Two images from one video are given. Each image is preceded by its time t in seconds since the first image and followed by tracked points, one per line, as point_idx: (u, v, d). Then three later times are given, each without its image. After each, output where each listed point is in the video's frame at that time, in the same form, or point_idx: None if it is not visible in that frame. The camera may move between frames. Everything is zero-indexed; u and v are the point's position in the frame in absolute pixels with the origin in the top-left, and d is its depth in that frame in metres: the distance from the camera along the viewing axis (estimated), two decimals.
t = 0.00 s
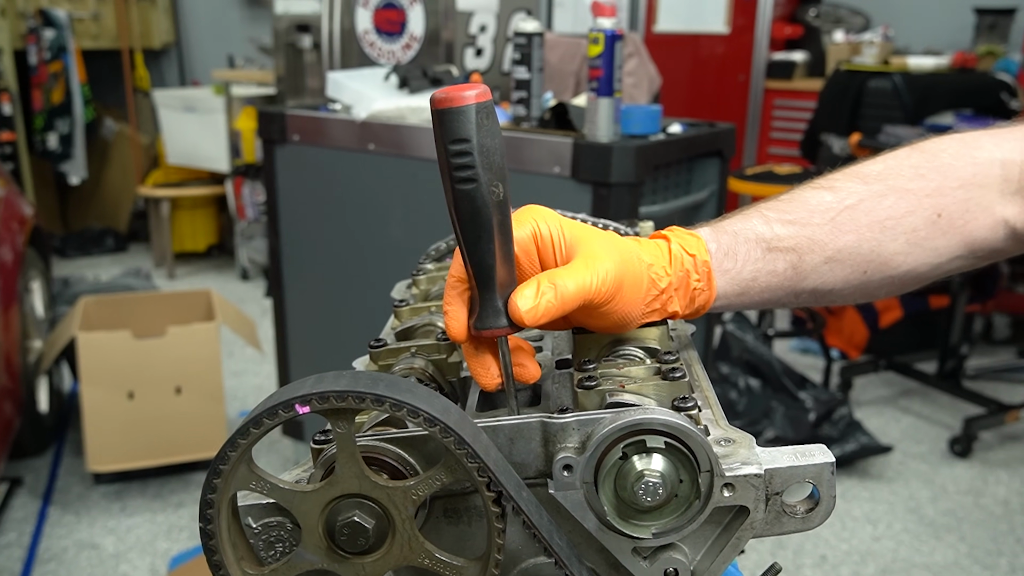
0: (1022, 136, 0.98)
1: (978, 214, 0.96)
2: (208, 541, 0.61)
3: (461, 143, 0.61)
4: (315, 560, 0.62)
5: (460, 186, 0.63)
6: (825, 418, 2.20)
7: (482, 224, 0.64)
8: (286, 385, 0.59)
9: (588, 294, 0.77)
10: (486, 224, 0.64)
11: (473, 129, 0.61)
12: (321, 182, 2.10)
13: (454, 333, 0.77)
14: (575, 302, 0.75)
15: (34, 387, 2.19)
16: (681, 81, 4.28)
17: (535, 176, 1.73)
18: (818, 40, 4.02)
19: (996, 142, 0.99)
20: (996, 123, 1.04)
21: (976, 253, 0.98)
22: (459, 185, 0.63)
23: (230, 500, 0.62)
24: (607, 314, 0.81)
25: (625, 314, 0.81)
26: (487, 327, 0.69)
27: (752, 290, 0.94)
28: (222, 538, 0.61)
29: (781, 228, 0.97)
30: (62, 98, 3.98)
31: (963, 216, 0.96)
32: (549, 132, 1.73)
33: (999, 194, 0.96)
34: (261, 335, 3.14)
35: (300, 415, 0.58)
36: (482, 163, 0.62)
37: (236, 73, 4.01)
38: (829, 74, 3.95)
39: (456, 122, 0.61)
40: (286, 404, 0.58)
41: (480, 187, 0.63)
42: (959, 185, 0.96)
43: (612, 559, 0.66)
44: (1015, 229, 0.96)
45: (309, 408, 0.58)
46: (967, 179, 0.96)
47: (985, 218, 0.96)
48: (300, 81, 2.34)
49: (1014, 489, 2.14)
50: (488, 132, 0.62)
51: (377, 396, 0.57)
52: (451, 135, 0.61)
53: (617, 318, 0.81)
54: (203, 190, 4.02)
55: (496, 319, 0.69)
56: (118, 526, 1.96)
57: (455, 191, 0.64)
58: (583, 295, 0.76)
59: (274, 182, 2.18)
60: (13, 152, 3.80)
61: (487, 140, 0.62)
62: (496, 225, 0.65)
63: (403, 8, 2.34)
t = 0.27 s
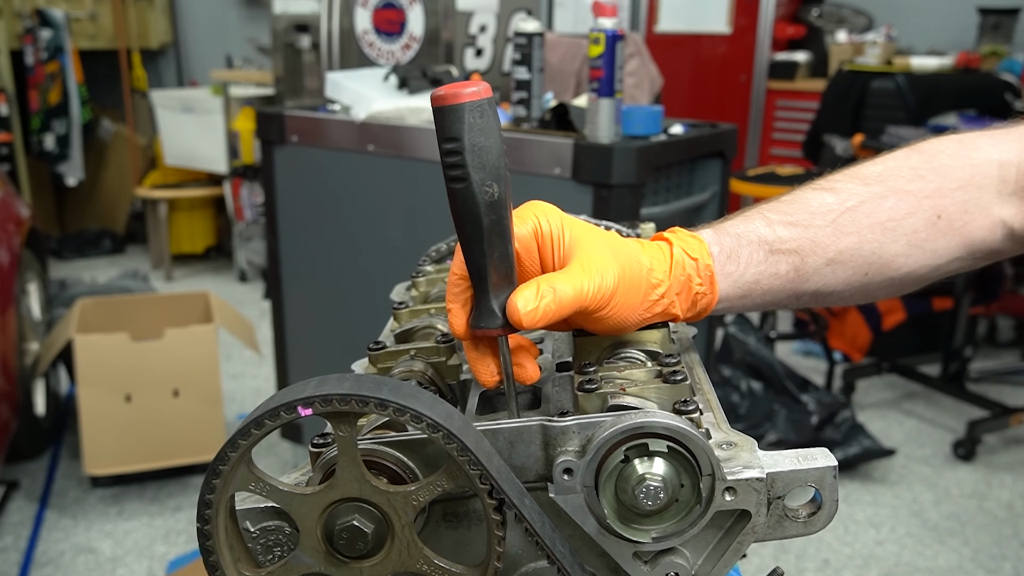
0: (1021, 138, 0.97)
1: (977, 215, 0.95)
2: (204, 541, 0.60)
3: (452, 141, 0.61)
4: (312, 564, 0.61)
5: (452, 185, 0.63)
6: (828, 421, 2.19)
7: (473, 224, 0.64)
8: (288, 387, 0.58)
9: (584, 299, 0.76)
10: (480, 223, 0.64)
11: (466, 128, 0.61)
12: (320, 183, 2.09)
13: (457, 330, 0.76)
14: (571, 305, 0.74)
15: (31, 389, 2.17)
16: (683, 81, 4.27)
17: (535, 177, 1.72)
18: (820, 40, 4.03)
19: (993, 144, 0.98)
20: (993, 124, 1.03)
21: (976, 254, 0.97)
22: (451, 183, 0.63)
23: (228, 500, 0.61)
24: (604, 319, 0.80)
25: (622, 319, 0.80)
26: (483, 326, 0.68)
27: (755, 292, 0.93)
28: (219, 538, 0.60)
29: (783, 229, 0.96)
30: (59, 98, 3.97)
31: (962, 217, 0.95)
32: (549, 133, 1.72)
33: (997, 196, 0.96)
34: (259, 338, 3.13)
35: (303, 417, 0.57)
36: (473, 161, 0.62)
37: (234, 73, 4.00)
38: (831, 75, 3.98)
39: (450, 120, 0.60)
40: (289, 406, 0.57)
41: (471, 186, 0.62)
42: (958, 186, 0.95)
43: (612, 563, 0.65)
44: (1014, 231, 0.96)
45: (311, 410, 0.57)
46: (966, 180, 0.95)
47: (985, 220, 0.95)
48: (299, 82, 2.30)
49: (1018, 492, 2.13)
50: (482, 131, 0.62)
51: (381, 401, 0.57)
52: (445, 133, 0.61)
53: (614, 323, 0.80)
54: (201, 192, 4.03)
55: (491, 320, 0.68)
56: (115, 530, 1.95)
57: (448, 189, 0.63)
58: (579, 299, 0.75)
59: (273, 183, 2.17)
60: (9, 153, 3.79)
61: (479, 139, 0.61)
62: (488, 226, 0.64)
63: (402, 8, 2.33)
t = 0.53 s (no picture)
0: (1020, 141, 0.96)
1: (977, 218, 0.94)
2: (202, 541, 0.59)
3: (450, 140, 0.60)
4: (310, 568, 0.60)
5: (450, 183, 0.62)
6: (830, 424, 2.18)
7: (471, 223, 0.63)
8: (292, 388, 0.57)
9: (583, 301, 0.75)
10: (478, 223, 0.63)
11: (464, 126, 0.60)
12: (318, 185, 2.08)
13: (457, 330, 0.76)
14: (571, 307, 0.73)
15: (27, 392, 2.17)
16: (684, 81, 4.25)
17: (536, 177, 1.71)
18: (822, 41, 4.02)
19: (992, 147, 0.97)
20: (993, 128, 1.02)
21: (976, 257, 0.96)
22: (449, 182, 0.62)
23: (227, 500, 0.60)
24: (604, 322, 0.79)
25: (622, 322, 0.79)
26: (482, 326, 0.67)
27: (757, 294, 0.92)
28: (216, 539, 0.59)
29: (785, 231, 0.95)
30: (56, 99, 3.96)
31: (963, 220, 0.94)
32: (549, 133, 1.71)
33: (997, 199, 0.95)
34: (257, 340, 3.12)
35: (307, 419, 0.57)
36: (471, 160, 0.61)
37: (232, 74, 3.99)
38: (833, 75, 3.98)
39: (448, 118, 0.60)
40: (293, 407, 0.56)
41: (468, 185, 0.62)
42: (959, 189, 0.94)
43: (613, 568, 0.64)
44: (1015, 234, 0.95)
45: (316, 413, 0.56)
46: (967, 183, 0.94)
47: (985, 224, 0.94)
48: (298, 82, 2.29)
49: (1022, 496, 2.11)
50: (481, 129, 0.61)
51: (386, 406, 0.56)
52: (443, 131, 0.60)
53: (614, 325, 0.79)
54: (198, 193, 4.02)
55: (490, 319, 0.67)
56: (112, 533, 1.94)
57: (446, 188, 0.62)
58: (578, 301, 0.74)
59: (271, 184, 2.16)
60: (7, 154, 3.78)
61: (478, 138, 0.61)
62: (486, 225, 0.63)
63: (401, 8, 2.32)
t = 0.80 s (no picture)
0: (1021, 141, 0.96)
1: (979, 219, 0.93)
2: (200, 545, 0.58)
3: (450, 141, 0.59)
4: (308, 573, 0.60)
5: (450, 185, 0.61)
6: (833, 427, 2.17)
7: (471, 225, 0.62)
8: (292, 391, 0.56)
9: (583, 304, 0.74)
10: (478, 226, 0.62)
11: (463, 127, 0.59)
12: (317, 186, 2.07)
13: (456, 332, 0.75)
14: (571, 309, 0.73)
15: (24, 395, 2.16)
16: (685, 82, 4.26)
17: (536, 179, 1.70)
18: (824, 40, 3.99)
19: (994, 147, 0.96)
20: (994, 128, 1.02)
21: (978, 258, 0.95)
22: (449, 183, 0.61)
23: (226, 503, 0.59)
24: (605, 325, 0.78)
25: (623, 325, 0.79)
26: (482, 328, 0.67)
27: (759, 296, 0.91)
28: (215, 542, 0.58)
29: (786, 233, 0.94)
30: (52, 100, 3.95)
31: (964, 221, 0.93)
32: (550, 134, 1.71)
33: (998, 200, 0.94)
34: (255, 342, 3.11)
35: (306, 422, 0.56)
36: (471, 161, 0.60)
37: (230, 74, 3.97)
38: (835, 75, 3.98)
39: (448, 119, 0.59)
40: (292, 410, 0.55)
41: (469, 187, 0.61)
42: (960, 190, 0.94)
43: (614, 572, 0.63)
44: (1016, 235, 0.94)
45: (315, 416, 0.55)
46: (969, 184, 0.94)
47: (986, 225, 0.94)
48: (296, 82, 2.28)
49: None
50: (481, 130, 0.60)
51: (386, 409, 0.55)
52: (442, 132, 0.59)
53: (615, 329, 0.78)
54: (196, 195, 4.00)
55: (490, 321, 0.66)
56: (109, 537, 1.92)
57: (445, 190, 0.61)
58: (578, 304, 0.73)
59: (270, 185, 2.16)
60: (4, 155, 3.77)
61: (478, 138, 0.60)
62: (486, 227, 0.62)
63: (401, 7, 2.31)
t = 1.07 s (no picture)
0: None
1: (982, 221, 0.93)
2: (197, 548, 0.57)
3: (450, 141, 0.58)
4: None
5: (450, 186, 0.60)
6: (835, 430, 2.16)
7: (471, 226, 0.61)
8: (291, 393, 0.55)
9: (584, 306, 0.73)
10: (477, 228, 0.61)
11: (463, 127, 0.58)
12: (316, 187, 2.06)
13: (457, 335, 0.75)
14: (572, 312, 0.72)
15: (21, 398, 2.15)
16: (687, 84, 4.25)
17: (537, 180, 1.69)
18: (827, 41, 3.98)
19: (997, 149, 0.95)
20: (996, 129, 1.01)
21: (980, 260, 0.94)
22: (449, 184, 0.60)
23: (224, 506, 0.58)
24: (606, 328, 0.77)
25: (624, 328, 0.77)
26: (482, 330, 0.66)
27: (761, 299, 0.89)
28: (212, 545, 0.57)
29: (788, 235, 0.93)
30: (49, 100, 3.94)
31: (967, 223, 0.93)
32: (550, 135, 1.70)
33: (1002, 202, 0.93)
34: (253, 345, 3.10)
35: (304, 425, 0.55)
36: (471, 162, 0.59)
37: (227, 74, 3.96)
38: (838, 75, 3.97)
39: (448, 119, 0.58)
40: (291, 413, 0.54)
41: (469, 188, 0.60)
42: (962, 192, 0.93)
43: None
44: (1018, 237, 0.93)
45: (314, 418, 0.54)
46: (971, 186, 0.93)
47: (989, 227, 0.93)
48: (293, 83, 2.33)
49: None
50: (482, 130, 0.59)
51: (387, 413, 0.54)
52: (442, 133, 0.59)
53: (616, 332, 0.77)
54: (193, 196, 3.99)
55: (490, 324, 0.65)
56: (106, 541, 1.91)
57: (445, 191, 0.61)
58: (579, 307, 0.72)
59: (268, 187, 2.15)
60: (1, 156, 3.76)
61: (478, 139, 0.59)
62: (487, 229, 0.61)
63: (400, 7, 2.30)
